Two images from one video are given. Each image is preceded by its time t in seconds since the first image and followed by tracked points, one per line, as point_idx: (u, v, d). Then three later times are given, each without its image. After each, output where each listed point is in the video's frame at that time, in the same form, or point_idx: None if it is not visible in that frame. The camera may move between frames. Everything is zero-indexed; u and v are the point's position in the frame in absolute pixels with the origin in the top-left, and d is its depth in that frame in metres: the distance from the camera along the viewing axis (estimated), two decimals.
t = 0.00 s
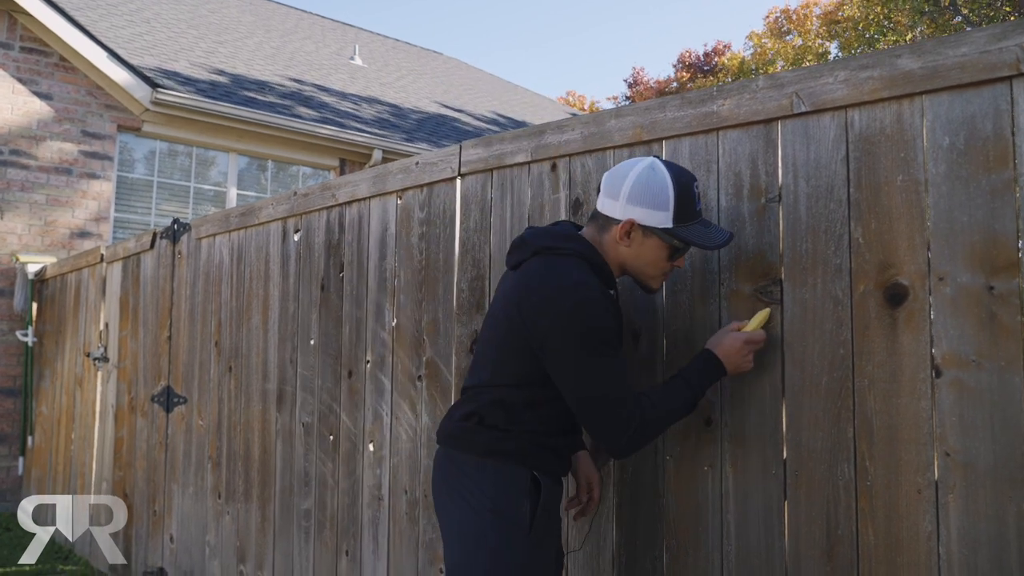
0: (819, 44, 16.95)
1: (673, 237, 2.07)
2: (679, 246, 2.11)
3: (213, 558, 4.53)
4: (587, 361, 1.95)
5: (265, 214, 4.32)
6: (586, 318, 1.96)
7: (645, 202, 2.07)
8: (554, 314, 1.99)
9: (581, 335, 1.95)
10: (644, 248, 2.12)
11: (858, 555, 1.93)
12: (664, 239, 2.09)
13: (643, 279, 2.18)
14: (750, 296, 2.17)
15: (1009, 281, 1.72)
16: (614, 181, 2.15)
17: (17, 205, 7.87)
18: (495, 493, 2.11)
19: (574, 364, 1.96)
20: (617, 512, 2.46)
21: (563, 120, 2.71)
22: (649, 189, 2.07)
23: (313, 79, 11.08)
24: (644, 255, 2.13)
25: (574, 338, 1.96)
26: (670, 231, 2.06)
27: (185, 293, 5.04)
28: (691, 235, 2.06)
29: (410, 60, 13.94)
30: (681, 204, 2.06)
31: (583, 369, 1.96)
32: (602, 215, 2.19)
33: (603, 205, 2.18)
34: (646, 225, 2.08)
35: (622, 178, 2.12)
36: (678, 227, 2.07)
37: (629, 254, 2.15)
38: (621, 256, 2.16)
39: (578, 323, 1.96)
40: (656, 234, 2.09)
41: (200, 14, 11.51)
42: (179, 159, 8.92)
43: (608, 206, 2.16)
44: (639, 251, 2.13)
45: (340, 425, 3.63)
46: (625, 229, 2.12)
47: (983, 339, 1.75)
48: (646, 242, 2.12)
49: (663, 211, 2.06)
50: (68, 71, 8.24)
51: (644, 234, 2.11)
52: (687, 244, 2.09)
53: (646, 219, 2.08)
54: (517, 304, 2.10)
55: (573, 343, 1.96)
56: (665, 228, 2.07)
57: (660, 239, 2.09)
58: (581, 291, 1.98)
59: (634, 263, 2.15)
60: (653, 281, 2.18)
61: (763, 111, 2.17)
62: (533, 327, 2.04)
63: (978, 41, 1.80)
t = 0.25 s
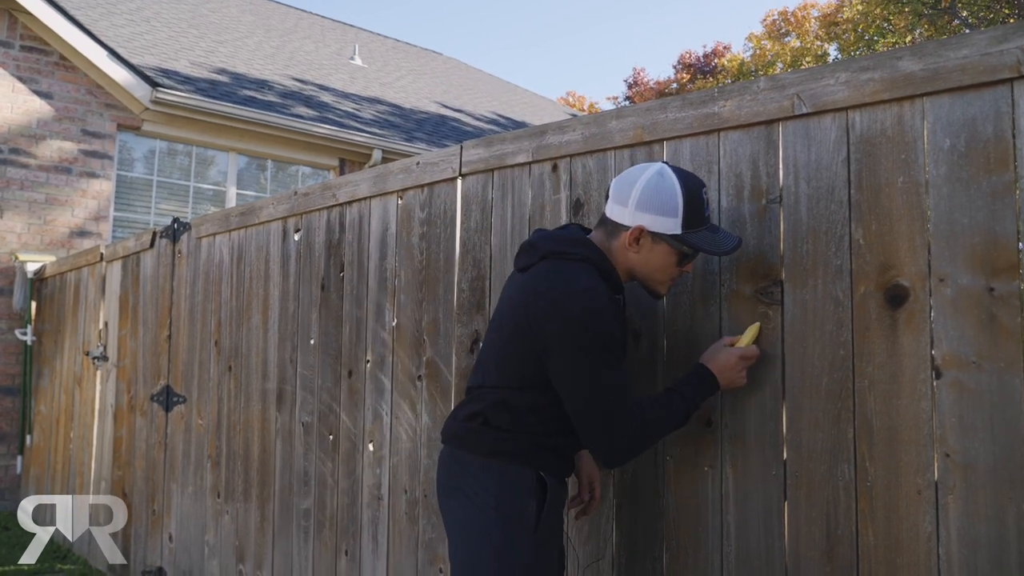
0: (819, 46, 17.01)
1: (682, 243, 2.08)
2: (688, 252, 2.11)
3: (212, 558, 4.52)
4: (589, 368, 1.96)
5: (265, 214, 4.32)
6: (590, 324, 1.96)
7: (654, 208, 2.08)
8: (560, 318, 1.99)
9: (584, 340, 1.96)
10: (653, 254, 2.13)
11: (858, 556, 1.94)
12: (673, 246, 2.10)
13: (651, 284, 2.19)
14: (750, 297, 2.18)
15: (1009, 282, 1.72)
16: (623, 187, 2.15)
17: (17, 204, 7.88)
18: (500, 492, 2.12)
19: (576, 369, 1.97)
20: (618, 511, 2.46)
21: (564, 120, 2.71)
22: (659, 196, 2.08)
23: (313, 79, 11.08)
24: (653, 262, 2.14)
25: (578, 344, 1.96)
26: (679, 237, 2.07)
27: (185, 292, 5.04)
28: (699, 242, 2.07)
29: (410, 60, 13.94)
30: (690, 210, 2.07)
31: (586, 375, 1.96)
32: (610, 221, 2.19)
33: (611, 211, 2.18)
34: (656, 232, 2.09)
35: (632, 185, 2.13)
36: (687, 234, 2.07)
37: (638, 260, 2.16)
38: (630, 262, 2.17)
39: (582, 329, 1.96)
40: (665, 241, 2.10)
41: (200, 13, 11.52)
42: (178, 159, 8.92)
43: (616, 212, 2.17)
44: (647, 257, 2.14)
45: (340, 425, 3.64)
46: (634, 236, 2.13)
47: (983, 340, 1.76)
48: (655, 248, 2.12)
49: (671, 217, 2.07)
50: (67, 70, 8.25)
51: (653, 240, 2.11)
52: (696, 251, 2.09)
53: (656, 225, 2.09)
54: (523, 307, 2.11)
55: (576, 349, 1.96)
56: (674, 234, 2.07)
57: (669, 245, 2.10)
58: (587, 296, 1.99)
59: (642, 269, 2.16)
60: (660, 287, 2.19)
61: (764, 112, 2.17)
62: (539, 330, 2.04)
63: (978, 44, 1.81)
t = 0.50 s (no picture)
0: (813, 49, 17.08)
1: (679, 250, 2.08)
2: (686, 258, 2.12)
3: (206, 560, 4.52)
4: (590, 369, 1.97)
5: (261, 216, 4.32)
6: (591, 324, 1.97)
7: (652, 215, 2.09)
8: (560, 319, 2.00)
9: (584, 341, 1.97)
10: (651, 260, 2.14)
11: (852, 556, 1.95)
12: (671, 253, 2.10)
13: (649, 289, 2.20)
14: (745, 299, 2.19)
15: (1002, 284, 1.74)
16: (622, 192, 2.16)
17: (10, 205, 7.86)
18: (500, 493, 2.12)
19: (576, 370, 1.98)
20: (613, 512, 2.46)
21: (560, 123, 2.72)
22: (658, 203, 2.09)
23: (309, 81, 11.08)
24: (652, 268, 2.15)
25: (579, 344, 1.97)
26: (677, 244, 2.08)
27: (180, 294, 5.04)
28: (697, 249, 2.07)
29: (405, 62, 13.95)
30: (688, 218, 2.07)
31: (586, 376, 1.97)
32: (609, 226, 2.20)
33: (610, 217, 2.19)
34: (654, 239, 2.09)
35: (631, 191, 2.13)
36: (684, 241, 2.08)
37: (636, 266, 2.16)
38: (628, 267, 2.17)
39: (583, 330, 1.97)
40: (663, 248, 2.11)
41: (195, 15, 11.51)
42: (173, 161, 8.91)
43: (615, 217, 2.17)
44: (646, 262, 2.15)
45: (335, 427, 3.64)
46: (632, 242, 2.13)
47: (976, 343, 1.77)
48: (653, 255, 2.13)
49: (669, 224, 2.07)
50: (62, 71, 8.24)
51: (652, 246, 2.12)
52: (693, 258, 2.10)
53: (654, 233, 2.09)
54: (523, 309, 2.11)
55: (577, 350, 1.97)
56: (672, 241, 2.08)
57: (667, 252, 2.11)
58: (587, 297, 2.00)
59: (640, 275, 2.17)
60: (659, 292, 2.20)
61: (759, 115, 2.19)
62: (539, 331, 2.05)
63: (971, 48, 1.82)
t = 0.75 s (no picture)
0: (811, 50, 17.12)
1: (674, 243, 2.08)
2: (682, 250, 2.12)
3: (206, 560, 4.52)
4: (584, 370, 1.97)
5: (261, 216, 4.32)
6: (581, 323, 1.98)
7: (645, 208, 2.09)
8: (557, 318, 2.01)
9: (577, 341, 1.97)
10: (647, 254, 2.14)
11: (853, 556, 1.95)
12: (666, 246, 2.10)
13: (648, 284, 2.20)
14: (745, 299, 2.19)
15: (1001, 283, 1.74)
16: (616, 187, 2.16)
17: (10, 206, 7.86)
18: (499, 492, 2.13)
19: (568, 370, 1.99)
20: (614, 511, 2.47)
21: (560, 123, 2.72)
22: (650, 196, 2.09)
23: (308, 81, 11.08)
24: (648, 261, 2.15)
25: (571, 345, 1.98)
26: (672, 237, 2.07)
27: (180, 294, 5.04)
28: (692, 241, 2.07)
29: (404, 62, 13.95)
30: (681, 210, 2.07)
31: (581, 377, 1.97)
32: (604, 222, 2.20)
33: (604, 212, 2.20)
34: (648, 232, 2.09)
35: (624, 186, 2.14)
36: (679, 233, 2.07)
37: (633, 260, 2.17)
38: (624, 262, 2.18)
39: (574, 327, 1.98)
40: (658, 241, 2.11)
41: (194, 15, 11.50)
42: (172, 161, 8.91)
43: (610, 212, 2.17)
44: (642, 256, 2.15)
45: (336, 427, 3.64)
46: (628, 236, 2.13)
47: (976, 342, 1.77)
48: (649, 248, 2.13)
49: (663, 217, 2.07)
50: (61, 71, 8.23)
51: (646, 240, 2.12)
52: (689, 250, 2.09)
53: (648, 225, 2.09)
54: (520, 307, 2.12)
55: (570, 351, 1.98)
56: (666, 234, 2.08)
57: (662, 245, 2.11)
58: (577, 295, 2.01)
59: (637, 269, 2.17)
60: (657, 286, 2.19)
61: (759, 115, 2.19)
62: (536, 329, 2.05)
63: (971, 47, 1.82)
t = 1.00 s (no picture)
0: (809, 55, 17.17)
1: (662, 223, 2.11)
2: (670, 234, 2.14)
3: (204, 564, 4.52)
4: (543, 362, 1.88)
5: (260, 219, 4.32)
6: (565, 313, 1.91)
7: (632, 191, 2.12)
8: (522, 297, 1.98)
9: (551, 331, 1.89)
10: (635, 239, 2.16)
11: (852, 561, 1.95)
12: (654, 228, 2.13)
13: (638, 272, 2.20)
14: (745, 303, 2.19)
15: (1001, 289, 1.75)
16: (602, 178, 2.21)
17: (9, 208, 7.86)
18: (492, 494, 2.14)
19: (528, 356, 1.89)
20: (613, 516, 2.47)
21: (560, 127, 2.73)
22: (637, 180, 2.13)
23: (307, 84, 11.09)
24: (637, 246, 2.16)
25: (544, 330, 1.90)
26: (660, 218, 2.10)
27: (179, 297, 5.04)
28: (680, 222, 2.10)
29: (403, 66, 13.97)
30: (668, 191, 2.11)
31: (540, 371, 1.88)
32: (593, 213, 2.24)
33: (593, 202, 2.23)
34: (636, 215, 2.12)
35: (610, 174, 2.18)
36: (667, 214, 2.10)
37: (622, 247, 2.19)
38: (614, 249, 2.20)
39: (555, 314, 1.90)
40: (646, 224, 2.13)
41: (194, 18, 11.51)
42: (171, 164, 8.91)
43: (598, 203, 2.21)
44: (631, 241, 2.17)
45: (335, 430, 3.64)
46: (616, 221, 2.16)
47: (976, 347, 1.78)
48: (637, 233, 2.15)
49: (650, 199, 2.10)
50: (61, 74, 8.24)
51: (635, 223, 2.15)
52: (678, 231, 2.12)
53: (636, 208, 2.12)
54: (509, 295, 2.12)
55: (538, 336, 1.89)
56: (654, 215, 2.10)
57: (651, 228, 2.13)
58: (570, 285, 1.95)
59: (627, 255, 2.18)
60: (648, 274, 2.20)
61: (759, 120, 2.20)
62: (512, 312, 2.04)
63: (971, 53, 1.83)
